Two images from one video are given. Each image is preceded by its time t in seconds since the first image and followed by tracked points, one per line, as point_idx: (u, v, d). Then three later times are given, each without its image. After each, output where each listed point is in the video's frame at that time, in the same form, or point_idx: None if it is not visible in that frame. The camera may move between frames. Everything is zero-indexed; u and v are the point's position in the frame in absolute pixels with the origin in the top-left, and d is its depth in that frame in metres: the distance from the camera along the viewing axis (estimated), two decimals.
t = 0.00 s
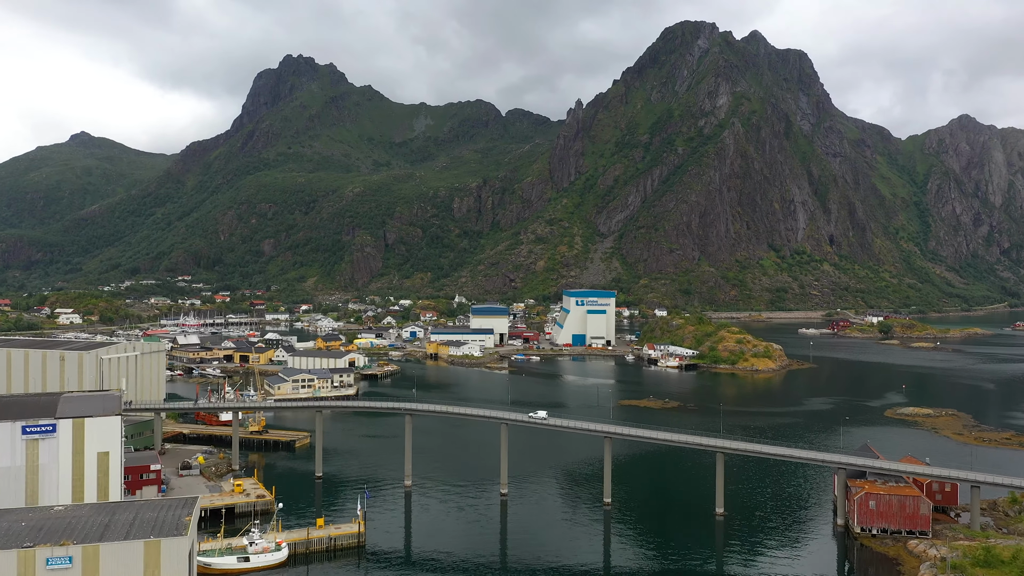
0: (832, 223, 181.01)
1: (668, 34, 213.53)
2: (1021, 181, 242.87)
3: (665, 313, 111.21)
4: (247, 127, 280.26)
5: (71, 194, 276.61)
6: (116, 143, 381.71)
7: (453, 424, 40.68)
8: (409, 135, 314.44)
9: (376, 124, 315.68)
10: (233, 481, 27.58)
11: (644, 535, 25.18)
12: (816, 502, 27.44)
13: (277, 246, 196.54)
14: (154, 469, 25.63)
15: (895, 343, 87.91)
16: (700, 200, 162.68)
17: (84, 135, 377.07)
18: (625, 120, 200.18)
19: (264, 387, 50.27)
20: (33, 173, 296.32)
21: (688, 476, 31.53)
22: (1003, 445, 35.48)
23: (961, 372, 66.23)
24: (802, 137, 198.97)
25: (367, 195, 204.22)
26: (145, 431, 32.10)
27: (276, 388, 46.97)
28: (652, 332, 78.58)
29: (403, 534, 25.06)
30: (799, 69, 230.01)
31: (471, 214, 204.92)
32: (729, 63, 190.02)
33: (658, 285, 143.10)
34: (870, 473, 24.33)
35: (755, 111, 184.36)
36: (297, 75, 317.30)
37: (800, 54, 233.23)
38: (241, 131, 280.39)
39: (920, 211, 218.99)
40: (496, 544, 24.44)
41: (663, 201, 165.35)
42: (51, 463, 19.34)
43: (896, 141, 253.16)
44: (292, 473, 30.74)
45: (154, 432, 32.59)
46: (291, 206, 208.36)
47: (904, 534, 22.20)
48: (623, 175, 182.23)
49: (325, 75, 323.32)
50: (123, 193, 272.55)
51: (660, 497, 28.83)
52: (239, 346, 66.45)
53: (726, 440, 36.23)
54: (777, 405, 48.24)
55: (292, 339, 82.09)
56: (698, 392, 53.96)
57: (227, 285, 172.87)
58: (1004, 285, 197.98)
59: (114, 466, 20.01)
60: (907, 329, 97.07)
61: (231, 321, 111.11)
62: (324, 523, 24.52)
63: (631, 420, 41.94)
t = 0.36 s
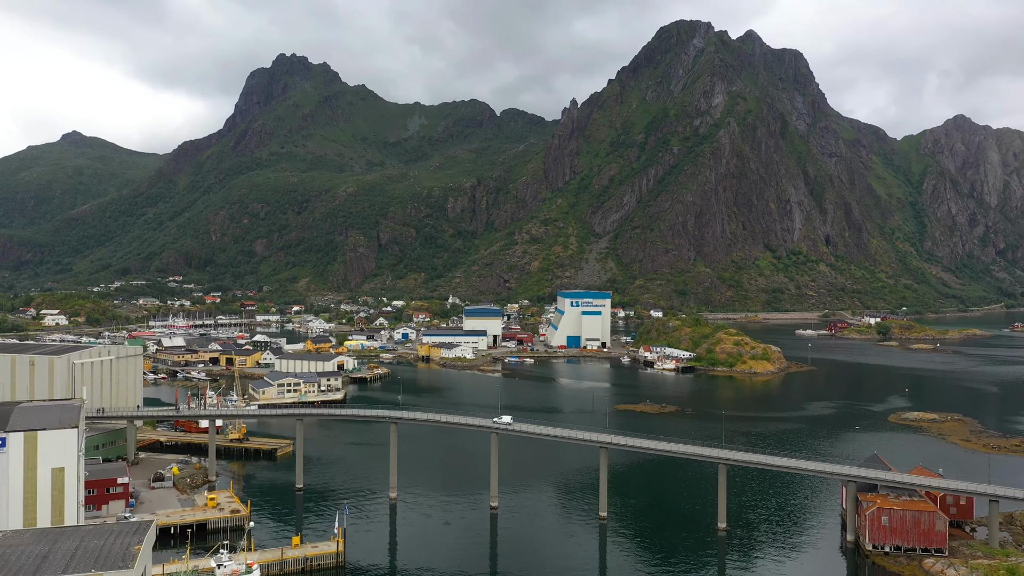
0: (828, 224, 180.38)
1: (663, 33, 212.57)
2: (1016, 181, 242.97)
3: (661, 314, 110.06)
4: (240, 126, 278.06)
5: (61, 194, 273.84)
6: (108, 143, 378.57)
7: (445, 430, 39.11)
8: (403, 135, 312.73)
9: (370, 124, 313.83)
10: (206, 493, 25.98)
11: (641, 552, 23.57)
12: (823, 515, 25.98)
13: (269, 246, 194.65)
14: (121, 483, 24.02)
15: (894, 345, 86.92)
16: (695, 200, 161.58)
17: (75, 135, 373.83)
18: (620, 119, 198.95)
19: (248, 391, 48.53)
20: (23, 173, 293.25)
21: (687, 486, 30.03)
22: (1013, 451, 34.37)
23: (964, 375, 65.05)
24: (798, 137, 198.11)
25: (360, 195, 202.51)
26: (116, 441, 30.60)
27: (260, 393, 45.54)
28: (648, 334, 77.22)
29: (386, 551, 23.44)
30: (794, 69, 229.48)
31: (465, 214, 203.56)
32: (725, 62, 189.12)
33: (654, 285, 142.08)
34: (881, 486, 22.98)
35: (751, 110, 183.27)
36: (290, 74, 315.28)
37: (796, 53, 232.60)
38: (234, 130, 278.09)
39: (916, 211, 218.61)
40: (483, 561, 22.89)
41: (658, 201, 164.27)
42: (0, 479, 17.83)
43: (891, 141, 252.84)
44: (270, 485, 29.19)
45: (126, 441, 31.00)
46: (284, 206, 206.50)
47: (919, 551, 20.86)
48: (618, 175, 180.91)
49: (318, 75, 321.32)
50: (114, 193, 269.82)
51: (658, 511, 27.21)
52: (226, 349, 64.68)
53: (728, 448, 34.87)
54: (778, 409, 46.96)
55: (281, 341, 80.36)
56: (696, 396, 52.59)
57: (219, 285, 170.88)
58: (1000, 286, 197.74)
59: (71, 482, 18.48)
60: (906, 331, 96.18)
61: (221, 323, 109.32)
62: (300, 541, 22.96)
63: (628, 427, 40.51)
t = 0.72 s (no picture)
0: (824, 224, 179.81)
1: (658, 32, 211.51)
2: (1012, 181, 242.90)
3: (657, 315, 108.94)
4: (232, 126, 275.77)
5: (52, 193, 271.22)
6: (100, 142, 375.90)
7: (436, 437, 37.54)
8: (397, 135, 310.92)
9: (364, 123, 312.01)
10: (178, 508, 24.41)
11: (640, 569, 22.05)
12: (831, 528, 24.62)
13: (262, 246, 192.82)
14: (85, 497, 22.40)
15: (893, 346, 85.88)
16: (691, 200, 160.37)
17: (67, 134, 370.85)
18: (615, 118, 197.77)
19: (232, 396, 46.82)
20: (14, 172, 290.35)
21: (689, 498, 28.55)
22: None
23: (966, 378, 63.93)
24: (794, 137, 197.39)
25: (353, 194, 200.82)
26: (87, 450, 28.93)
27: (245, 397, 43.86)
28: (644, 335, 75.95)
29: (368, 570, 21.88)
30: (790, 68, 228.81)
31: (459, 214, 202.20)
32: (721, 62, 188.05)
33: (650, 286, 141.04)
34: (894, 501, 21.67)
35: (747, 110, 182.38)
36: (284, 73, 313.10)
37: (792, 53, 231.87)
38: (227, 130, 275.85)
39: (912, 212, 218.27)
40: None
41: (654, 201, 163.15)
42: None
43: (887, 141, 252.48)
44: (249, 499, 27.65)
45: (99, 451, 29.35)
46: (277, 205, 204.63)
47: (937, 571, 19.53)
48: (613, 175, 179.74)
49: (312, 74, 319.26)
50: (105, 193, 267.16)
51: (657, 524, 25.74)
52: (212, 351, 62.86)
53: (731, 455, 33.56)
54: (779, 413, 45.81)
55: (270, 342, 78.75)
56: (695, 399, 51.26)
57: (210, 286, 168.97)
58: (996, 286, 197.47)
59: (19, 501, 16.98)
60: (904, 332, 95.24)
61: (211, 324, 107.61)
62: (275, 562, 21.44)
63: (627, 434, 39.13)
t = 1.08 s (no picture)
0: (821, 224, 179.11)
1: (655, 31, 210.38)
2: (1008, 181, 242.79)
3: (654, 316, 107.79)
4: (226, 125, 273.69)
5: (44, 192, 268.69)
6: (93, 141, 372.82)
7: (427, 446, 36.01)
8: (392, 134, 309.29)
9: (359, 122, 310.14)
10: (148, 524, 22.93)
11: None
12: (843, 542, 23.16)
13: (255, 247, 191.06)
14: (46, 515, 20.86)
15: (893, 348, 84.93)
16: (688, 200, 159.21)
17: (59, 133, 367.68)
18: (611, 118, 196.49)
19: (216, 401, 45.14)
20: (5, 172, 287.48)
21: (691, 509, 27.01)
22: None
23: (969, 381, 62.75)
24: (791, 137, 196.55)
25: (347, 194, 199.10)
26: (56, 461, 27.35)
27: (229, 402, 42.17)
28: (641, 337, 74.63)
29: None
30: (787, 68, 228.04)
31: (454, 213, 200.69)
32: (717, 61, 187.02)
33: (646, 287, 139.94)
34: (911, 518, 20.28)
35: (744, 109, 181.40)
36: (277, 72, 310.96)
37: (788, 53, 231.09)
38: (220, 129, 273.63)
39: (909, 212, 217.79)
40: None
41: (650, 201, 161.99)
42: None
43: (884, 141, 252.00)
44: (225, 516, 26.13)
45: (68, 462, 27.71)
46: (270, 205, 202.76)
47: None
48: (609, 174, 178.47)
49: (306, 73, 317.47)
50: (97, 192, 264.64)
51: (658, 539, 24.16)
52: (198, 354, 61.04)
53: (735, 465, 32.12)
54: (782, 417, 44.58)
55: (259, 344, 77.01)
56: (695, 403, 49.85)
57: (202, 287, 167.10)
58: (993, 287, 197.05)
59: None
60: (904, 333, 94.13)
61: (201, 325, 105.79)
62: None
63: (625, 440, 37.67)
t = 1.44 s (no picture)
0: (819, 223, 178.33)
1: (651, 30, 209.17)
2: (1005, 181, 242.56)
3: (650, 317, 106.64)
4: (220, 124, 271.58)
5: (36, 191, 266.24)
6: (86, 140, 370.01)
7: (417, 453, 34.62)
8: (388, 134, 307.63)
9: (354, 122, 308.30)
10: (112, 541, 21.40)
11: None
12: (855, 558, 21.76)
13: (248, 247, 189.33)
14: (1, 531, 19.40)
15: (893, 348, 83.98)
16: (685, 199, 158.06)
17: (52, 132, 364.63)
18: (607, 117, 195.24)
19: (199, 406, 43.56)
20: None
21: (693, 522, 25.58)
22: None
23: (972, 383, 61.59)
24: (787, 136, 195.64)
25: (342, 194, 197.42)
26: (21, 471, 25.77)
27: (212, 407, 40.79)
28: (638, 338, 73.31)
29: None
30: (783, 67, 227.19)
31: (449, 213, 199.20)
32: (714, 60, 185.85)
33: (643, 286, 138.74)
34: (928, 535, 18.95)
35: (741, 108, 180.43)
36: (271, 71, 308.91)
37: (785, 51, 230.13)
38: (214, 128, 271.51)
39: (906, 212, 217.30)
40: None
41: (647, 200, 160.80)
42: None
43: (880, 140, 251.50)
44: (197, 533, 24.62)
45: (33, 472, 26.12)
46: (263, 205, 200.88)
47: None
48: (605, 173, 177.21)
49: (301, 72, 315.43)
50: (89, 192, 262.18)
51: (659, 556, 22.65)
52: (184, 356, 59.39)
53: (738, 474, 30.77)
54: (784, 421, 43.31)
55: (248, 345, 75.31)
56: (695, 406, 48.51)
57: (195, 287, 165.16)
58: (991, 286, 196.57)
59: None
60: (904, 333, 93.05)
61: (191, 326, 104.08)
62: None
63: (623, 446, 36.27)
